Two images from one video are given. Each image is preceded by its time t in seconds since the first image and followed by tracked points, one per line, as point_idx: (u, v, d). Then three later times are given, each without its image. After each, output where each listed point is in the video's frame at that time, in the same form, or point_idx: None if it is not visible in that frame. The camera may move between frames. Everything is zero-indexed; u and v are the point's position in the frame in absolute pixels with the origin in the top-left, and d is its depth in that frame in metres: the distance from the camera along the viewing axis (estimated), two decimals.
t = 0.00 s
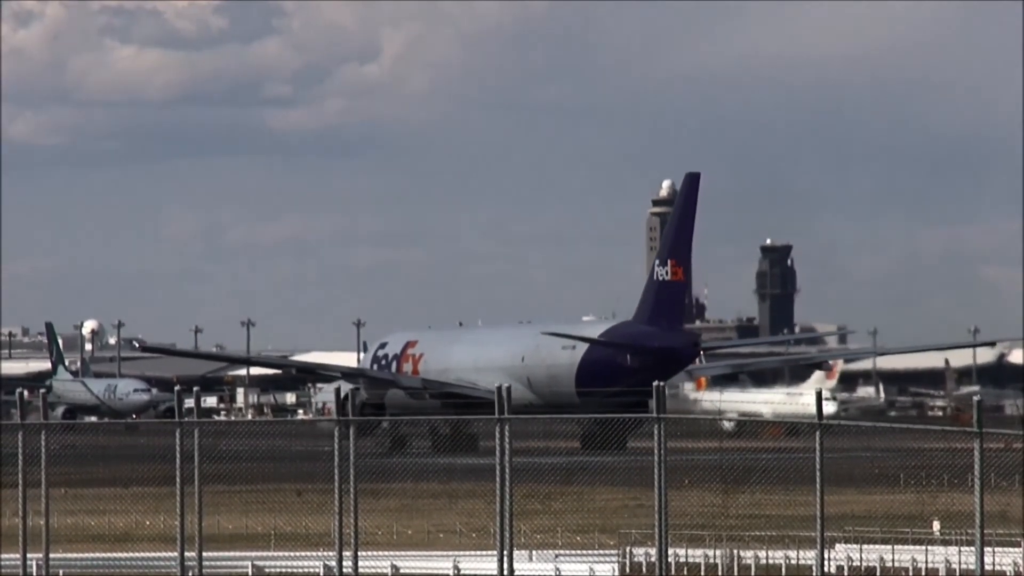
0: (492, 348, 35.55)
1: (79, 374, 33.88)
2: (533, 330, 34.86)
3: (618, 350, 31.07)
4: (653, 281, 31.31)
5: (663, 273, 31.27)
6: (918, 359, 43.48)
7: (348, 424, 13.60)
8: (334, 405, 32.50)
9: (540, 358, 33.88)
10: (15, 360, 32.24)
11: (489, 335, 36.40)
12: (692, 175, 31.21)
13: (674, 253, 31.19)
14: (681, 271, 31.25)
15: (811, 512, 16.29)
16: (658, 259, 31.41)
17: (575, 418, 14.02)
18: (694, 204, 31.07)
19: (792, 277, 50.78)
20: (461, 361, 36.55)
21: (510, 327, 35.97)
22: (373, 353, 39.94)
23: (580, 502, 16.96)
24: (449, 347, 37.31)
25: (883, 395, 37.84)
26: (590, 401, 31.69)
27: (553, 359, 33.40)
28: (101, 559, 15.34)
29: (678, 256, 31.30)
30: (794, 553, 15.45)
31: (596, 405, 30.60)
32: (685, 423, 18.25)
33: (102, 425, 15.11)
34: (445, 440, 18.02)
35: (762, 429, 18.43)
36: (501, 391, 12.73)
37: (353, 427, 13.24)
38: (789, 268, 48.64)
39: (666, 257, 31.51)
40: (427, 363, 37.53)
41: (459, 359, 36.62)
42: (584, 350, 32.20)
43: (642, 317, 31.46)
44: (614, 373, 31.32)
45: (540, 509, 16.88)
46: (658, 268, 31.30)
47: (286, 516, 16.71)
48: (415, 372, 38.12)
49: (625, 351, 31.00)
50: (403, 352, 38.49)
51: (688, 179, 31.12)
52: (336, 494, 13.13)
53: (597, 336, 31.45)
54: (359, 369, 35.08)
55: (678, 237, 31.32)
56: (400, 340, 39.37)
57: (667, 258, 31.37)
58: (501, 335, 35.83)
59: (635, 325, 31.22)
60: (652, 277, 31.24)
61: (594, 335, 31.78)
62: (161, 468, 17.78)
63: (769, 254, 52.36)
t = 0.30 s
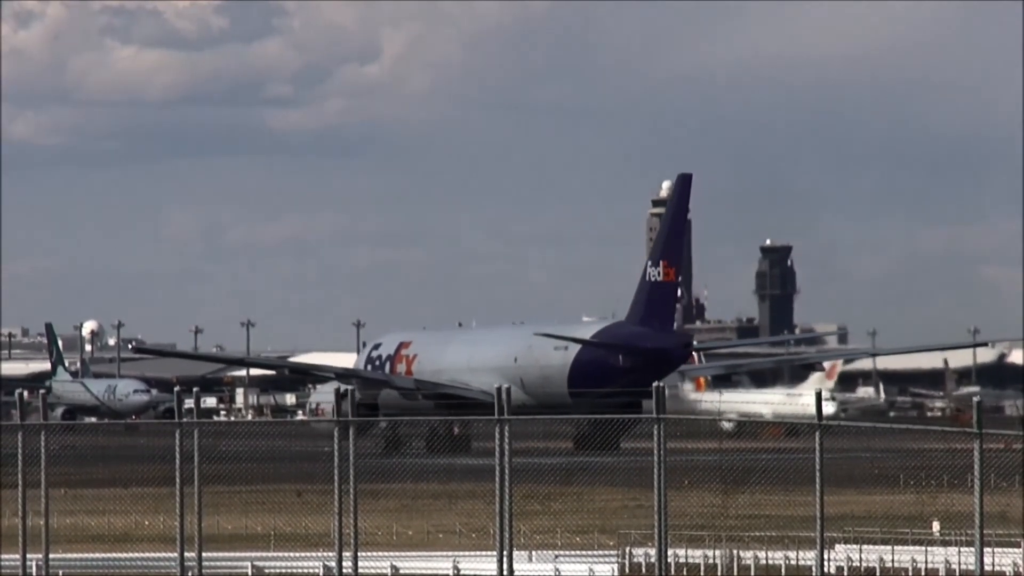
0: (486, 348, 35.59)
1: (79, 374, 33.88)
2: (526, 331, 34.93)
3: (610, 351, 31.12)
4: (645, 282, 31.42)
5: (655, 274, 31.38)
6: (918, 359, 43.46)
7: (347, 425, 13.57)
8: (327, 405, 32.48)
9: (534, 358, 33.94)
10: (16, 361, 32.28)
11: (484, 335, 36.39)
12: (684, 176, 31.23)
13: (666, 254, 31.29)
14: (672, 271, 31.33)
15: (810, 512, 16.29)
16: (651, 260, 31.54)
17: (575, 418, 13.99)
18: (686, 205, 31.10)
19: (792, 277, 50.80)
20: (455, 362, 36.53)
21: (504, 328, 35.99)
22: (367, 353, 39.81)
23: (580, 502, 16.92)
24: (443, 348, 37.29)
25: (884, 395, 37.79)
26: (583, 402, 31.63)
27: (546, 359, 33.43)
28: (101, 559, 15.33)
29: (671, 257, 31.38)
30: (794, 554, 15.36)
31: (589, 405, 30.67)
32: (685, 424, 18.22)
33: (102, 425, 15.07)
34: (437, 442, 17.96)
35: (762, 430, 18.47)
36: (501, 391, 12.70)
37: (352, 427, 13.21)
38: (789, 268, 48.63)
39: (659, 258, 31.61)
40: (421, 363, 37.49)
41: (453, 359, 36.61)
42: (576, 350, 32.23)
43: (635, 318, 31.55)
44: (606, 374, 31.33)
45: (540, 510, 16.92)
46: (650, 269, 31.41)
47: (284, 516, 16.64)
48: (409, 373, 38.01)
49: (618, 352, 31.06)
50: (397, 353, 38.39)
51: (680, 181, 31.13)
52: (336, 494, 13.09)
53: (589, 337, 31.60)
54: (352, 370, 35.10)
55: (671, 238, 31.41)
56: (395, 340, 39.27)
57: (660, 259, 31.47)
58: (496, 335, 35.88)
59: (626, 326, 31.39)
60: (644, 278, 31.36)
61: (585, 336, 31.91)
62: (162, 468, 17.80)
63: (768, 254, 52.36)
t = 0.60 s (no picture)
0: (482, 347, 35.62)
1: (81, 374, 33.85)
2: (521, 331, 34.99)
3: (604, 351, 31.33)
4: (639, 282, 31.46)
5: (649, 274, 31.41)
6: (920, 359, 43.39)
7: (350, 425, 13.54)
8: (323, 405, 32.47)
9: (528, 358, 33.99)
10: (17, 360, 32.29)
11: (480, 335, 36.40)
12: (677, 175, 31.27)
13: (660, 254, 31.33)
14: (666, 271, 31.36)
15: (812, 512, 16.30)
16: (644, 259, 31.56)
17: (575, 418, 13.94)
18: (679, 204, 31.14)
19: (794, 277, 50.70)
20: (450, 362, 36.47)
21: (499, 328, 35.99)
22: (361, 353, 39.59)
23: (582, 502, 16.91)
24: (438, 347, 37.21)
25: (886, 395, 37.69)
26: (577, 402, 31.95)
27: (540, 359, 33.51)
28: (103, 559, 15.32)
29: (664, 257, 31.42)
30: (795, 553, 15.11)
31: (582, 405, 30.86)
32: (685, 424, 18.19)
33: (103, 424, 15.00)
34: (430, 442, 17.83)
35: (765, 430, 18.48)
36: (503, 390, 12.70)
37: (354, 426, 13.17)
38: (791, 268, 48.55)
39: (652, 257, 31.64)
40: (416, 363, 37.38)
41: (448, 359, 36.54)
42: (570, 350, 32.39)
43: (628, 317, 31.60)
44: (599, 374, 31.61)
45: (542, 509, 16.98)
46: (643, 269, 31.45)
47: (287, 517, 16.45)
48: (403, 373, 37.82)
49: (611, 352, 31.23)
50: (392, 352, 38.24)
51: (673, 180, 31.10)
52: (338, 494, 13.05)
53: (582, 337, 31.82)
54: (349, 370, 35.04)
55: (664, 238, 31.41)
56: (389, 341, 39.09)
57: (653, 259, 31.51)
58: (491, 335, 35.88)
59: (621, 325, 31.50)
60: (638, 278, 31.40)
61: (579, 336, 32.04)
62: (165, 468, 17.87)
63: (770, 254, 52.30)
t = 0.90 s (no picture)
0: (477, 348, 35.77)
1: (83, 374, 33.89)
2: (515, 331, 35.18)
3: (597, 351, 31.66)
4: (632, 283, 31.69)
5: (642, 274, 31.65)
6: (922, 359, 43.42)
7: (353, 425, 13.50)
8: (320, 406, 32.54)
9: (522, 359, 34.28)
10: (19, 361, 32.38)
11: (474, 335, 36.48)
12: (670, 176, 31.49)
13: (653, 254, 31.57)
14: (660, 271, 31.60)
15: (815, 512, 16.36)
16: (637, 260, 31.80)
17: (573, 417, 13.87)
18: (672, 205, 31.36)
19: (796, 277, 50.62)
20: (444, 362, 36.51)
21: (494, 328, 36.14)
22: (357, 353, 39.57)
23: (584, 503, 16.84)
24: (433, 347, 37.25)
25: (889, 395, 37.72)
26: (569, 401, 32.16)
27: (534, 360, 33.83)
28: (105, 560, 15.31)
29: (657, 258, 31.65)
30: (797, 554, 15.15)
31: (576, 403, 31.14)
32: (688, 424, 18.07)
33: (106, 425, 14.97)
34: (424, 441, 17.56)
35: (767, 431, 18.52)
36: (504, 390, 12.70)
37: (356, 427, 13.15)
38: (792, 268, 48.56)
39: (645, 258, 31.89)
40: (411, 363, 37.38)
41: (442, 360, 36.59)
42: (563, 351, 32.75)
43: (622, 319, 31.86)
44: (593, 374, 31.94)
45: (544, 509, 17.01)
46: (636, 270, 31.69)
47: (288, 517, 16.45)
48: (399, 373, 37.80)
49: (604, 353, 31.58)
50: (387, 352, 38.23)
51: (667, 180, 31.15)
52: (340, 494, 13.02)
53: (575, 338, 32.13)
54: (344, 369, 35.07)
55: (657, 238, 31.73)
56: (385, 341, 39.09)
57: (646, 259, 31.75)
58: (486, 335, 36.01)
59: (614, 326, 31.85)
60: (631, 278, 31.63)
61: (573, 336, 32.42)
62: (168, 469, 17.89)
63: (772, 254, 52.31)
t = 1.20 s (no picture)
0: (469, 348, 35.89)
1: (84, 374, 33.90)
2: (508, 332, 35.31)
3: (589, 351, 31.90)
4: (624, 283, 32.18)
5: (634, 274, 32.16)
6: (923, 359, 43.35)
7: (356, 424, 13.48)
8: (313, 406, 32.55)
9: (514, 359, 34.41)
10: (20, 360, 32.40)
11: (468, 335, 36.57)
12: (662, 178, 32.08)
13: (644, 254, 32.11)
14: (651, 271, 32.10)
15: (816, 512, 16.34)
16: (629, 261, 32.32)
17: (570, 417, 13.88)
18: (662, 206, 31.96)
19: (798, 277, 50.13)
20: (439, 362, 36.56)
21: (487, 329, 36.26)
22: (351, 353, 39.51)
23: (585, 502, 16.84)
24: (427, 347, 37.28)
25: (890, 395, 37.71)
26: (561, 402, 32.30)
27: (526, 359, 33.96)
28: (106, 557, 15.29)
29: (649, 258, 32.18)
30: (799, 553, 15.12)
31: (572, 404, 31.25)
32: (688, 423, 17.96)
33: (107, 424, 14.94)
34: (413, 440, 17.49)
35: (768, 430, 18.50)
36: (506, 389, 12.69)
37: (359, 427, 13.12)
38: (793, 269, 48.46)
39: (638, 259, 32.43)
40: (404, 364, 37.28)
41: (436, 360, 36.64)
42: (555, 352, 32.91)
43: (614, 319, 32.30)
44: (585, 373, 32.14)
45: (545, 508, 17.01)
46: (628, 270, 32.19)
47: (286, 516, 16.40)
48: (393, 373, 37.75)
49: (596, 352, 31.80)
50: (380, 353, 38.13)
51: (658, 180, 31.52)
52: (342, 493, 13.02)
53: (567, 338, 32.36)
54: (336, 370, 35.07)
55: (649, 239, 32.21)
56: (377, 341, 39.06)
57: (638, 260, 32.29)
58: (480, 336, 36.11)
59: (606, 327, 32.19)
60: (622, 278, 32.12)
61: (565, 336, 32.59)
62: (169, 469, 17.94)
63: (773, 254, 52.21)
